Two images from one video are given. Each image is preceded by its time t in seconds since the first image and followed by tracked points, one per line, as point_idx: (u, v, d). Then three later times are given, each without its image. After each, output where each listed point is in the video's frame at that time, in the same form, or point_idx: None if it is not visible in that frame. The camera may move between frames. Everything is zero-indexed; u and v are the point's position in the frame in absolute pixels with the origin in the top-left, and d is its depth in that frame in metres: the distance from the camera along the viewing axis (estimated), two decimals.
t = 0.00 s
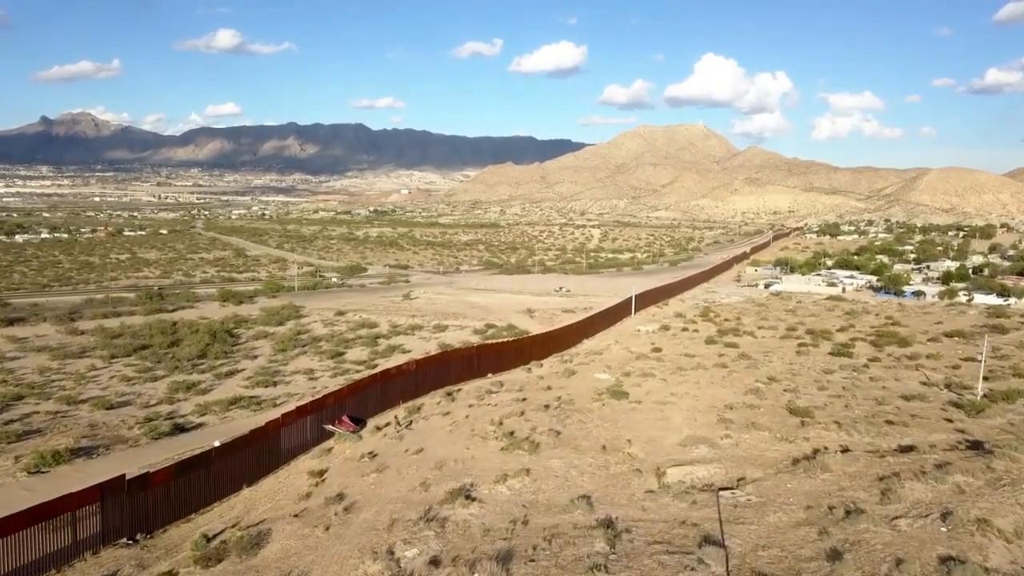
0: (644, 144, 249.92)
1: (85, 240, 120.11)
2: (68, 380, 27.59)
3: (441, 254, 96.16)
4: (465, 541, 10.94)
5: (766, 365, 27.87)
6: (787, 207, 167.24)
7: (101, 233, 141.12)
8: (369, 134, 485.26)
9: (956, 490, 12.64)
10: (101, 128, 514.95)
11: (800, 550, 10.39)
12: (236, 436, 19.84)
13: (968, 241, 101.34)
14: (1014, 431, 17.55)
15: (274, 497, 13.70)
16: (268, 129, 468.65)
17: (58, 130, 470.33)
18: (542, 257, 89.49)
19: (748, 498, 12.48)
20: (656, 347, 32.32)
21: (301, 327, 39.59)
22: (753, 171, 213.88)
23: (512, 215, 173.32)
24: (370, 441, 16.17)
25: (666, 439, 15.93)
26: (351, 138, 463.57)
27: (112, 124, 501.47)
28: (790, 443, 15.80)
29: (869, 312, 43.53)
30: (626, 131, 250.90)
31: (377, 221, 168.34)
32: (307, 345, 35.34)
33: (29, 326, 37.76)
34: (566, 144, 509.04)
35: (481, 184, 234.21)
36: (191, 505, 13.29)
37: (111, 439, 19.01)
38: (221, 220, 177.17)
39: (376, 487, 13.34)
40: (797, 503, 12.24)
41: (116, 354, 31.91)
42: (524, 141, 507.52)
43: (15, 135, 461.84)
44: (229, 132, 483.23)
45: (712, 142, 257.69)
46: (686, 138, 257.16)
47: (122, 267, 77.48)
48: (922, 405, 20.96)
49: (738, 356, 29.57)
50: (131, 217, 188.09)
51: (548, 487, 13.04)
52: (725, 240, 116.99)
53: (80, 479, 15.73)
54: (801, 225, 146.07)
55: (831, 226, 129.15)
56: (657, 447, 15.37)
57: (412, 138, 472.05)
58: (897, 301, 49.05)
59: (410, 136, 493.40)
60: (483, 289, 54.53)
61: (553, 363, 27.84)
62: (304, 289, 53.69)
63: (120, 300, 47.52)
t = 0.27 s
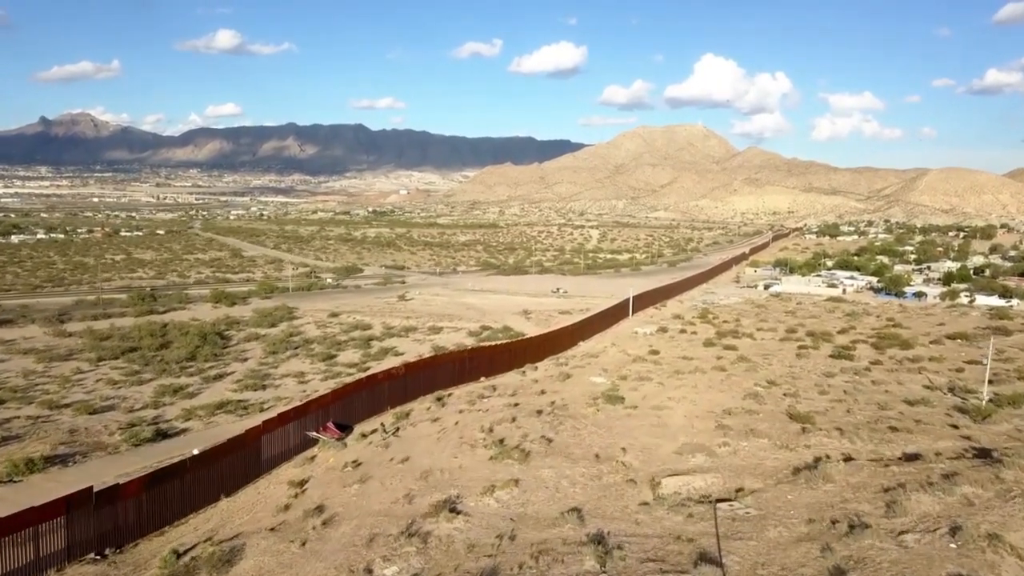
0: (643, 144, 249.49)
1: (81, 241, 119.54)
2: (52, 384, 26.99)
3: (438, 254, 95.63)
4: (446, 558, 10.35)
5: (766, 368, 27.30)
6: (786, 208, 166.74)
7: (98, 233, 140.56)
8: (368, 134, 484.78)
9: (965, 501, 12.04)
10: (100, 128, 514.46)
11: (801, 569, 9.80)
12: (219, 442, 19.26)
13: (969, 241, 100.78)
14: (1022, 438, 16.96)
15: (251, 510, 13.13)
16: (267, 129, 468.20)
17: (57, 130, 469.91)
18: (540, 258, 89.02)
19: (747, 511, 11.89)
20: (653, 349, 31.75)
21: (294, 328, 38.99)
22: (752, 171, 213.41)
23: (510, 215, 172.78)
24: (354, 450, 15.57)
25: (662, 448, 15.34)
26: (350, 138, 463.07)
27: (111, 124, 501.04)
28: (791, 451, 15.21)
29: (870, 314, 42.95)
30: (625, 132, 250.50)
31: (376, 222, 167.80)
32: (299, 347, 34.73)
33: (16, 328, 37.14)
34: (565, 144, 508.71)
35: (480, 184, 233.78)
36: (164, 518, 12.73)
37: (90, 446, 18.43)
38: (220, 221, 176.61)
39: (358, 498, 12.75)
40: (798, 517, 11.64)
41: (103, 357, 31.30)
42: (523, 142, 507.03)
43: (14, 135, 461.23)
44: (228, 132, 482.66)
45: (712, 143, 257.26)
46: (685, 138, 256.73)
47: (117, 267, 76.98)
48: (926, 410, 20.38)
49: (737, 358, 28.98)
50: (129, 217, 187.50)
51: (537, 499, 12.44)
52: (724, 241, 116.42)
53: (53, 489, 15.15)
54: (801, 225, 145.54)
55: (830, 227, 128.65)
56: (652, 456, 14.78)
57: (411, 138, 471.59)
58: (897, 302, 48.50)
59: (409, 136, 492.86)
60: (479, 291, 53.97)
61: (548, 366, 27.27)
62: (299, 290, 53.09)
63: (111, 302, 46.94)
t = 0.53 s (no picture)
0: (642, 145, 249.04)
1: (77, 241, 119.05)
2: (34, 388, 26.29)
3: (436, 255, 95.03)
4: None
5: (766, 371, 26.65)
6: (785, 208, 166.21)
7: (94, 233, 139.87)
8: (367, 135, 484.49)
9: (977, 516, 11.35)
10: (99, 129, 513.77)
11: None
12: (198, 448, 18.57)
13: (969, 242, 100.20)
14: None
15: (223, 525, 12.44)
16: (267, 130, 467.80)
17: (56, 131, 469.58)
18: (538, 259, 88.47)
19: (746, 527, 11.24)
20: (651, 351, 31.10)
21: (285, 330, 38.33)
22: (751, 171, 212.89)
23: (509, 216, 172.11)
24: (337, 460, 14.90)
25: (657, 457, 14.66)
26: (349, 139, 462.41)
27: (111, 124, 500.57)
28: (792, 460, 14.56)
29: (871, 315, 42.30)
30: (624, 132, 250.04)
31: (374, 222, 167.15)
32: (289, 349, 34.07)
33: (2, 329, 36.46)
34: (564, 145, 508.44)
35: (480, 184, 233.18)
36: (129, 534, 12.07)
37: (64, 454, 17.76)
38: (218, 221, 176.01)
39: (335, 512, 12.08)
40: (800, 533, 10.97)
41: (89, 360, 30.64)
42: (523, 142, 506.36)
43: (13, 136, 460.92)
44: (227, 132, 482.09)
45: (711, 143, 256.65)
46: (685, 139, 256.12)
47: (112, 268, 76.42)
48: (931, 416, 19.73)
49: (736, 361, 28.33)
50: (127, 218, 187.05)
51: (524, 513, 11.76)
52: (723, 241, 115.74)
53: (19, 500, 14.50)
54: (800, 225, 145.03)
55: (830, 227, 128.04)
56: (646, 466, 14.12)
57: (410, 139, 470.95)
58: (899, 303, 47.87)
59: (408, 136, 492.15)
60: (475, 292, 53.32)
61: (543, 369, 26.61)
62: (293, 291, 52.47)
63: (101, 303, 46.33)
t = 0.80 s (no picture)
0: (642, 145, 248.41)
1: (73, 241, 118.34)
2: (12, 392, 25.55)
3: (433, 255, 94.34)
4: None
5: (766, 375, 25.89)
6: (785, 208, 165.53)
7: (91, 234, 138.98)
8: (367, 135, 483.78)
9: (992, 533, 10.61)
10: (98, 129, 512.94)
11: None
12: (174, 456, 17.84)
13: (971, 242, 99.51)
14: None
15: (188, 542, 11.71)
16: (266, 130, 467.15)
17: (55, 131, 469.17)
18: (536, 259, 87.77)
19: (745, 545, 10.49)
20: (648, 354, 30.35)
21: (276, 332, 37.56)
22: (751, 171, 212.24)
23: (508, 216, 171.34)
24: (315, 470, 14.17)
25: (652, 467, 13.93)
26: (348, 139, 461.58)
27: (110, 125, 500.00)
28: (794, 471, 13.83)
29: (873, 317, 41.55)
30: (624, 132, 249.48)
31: (372, 222, 166.37)
32: (279, 352, 33.32)
33: None
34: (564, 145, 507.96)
35: (479, 185, 232.41)
36: (88, 552, 11.37)
37: (35, 463, 17.03)
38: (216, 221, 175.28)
39: (307, 529, 11.34)
40: (804, 552, 10.22)
41: (72, 362, 29.86)
42: (522, 142, 505.52)
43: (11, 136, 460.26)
44: (226, 132, 481.31)
45: (711, 144, 255.92)
46: (684, 139, 255.41)
47: (106, 268, 75.66)
48: (938, 422, 18.97)
49: (735, 364, 27.57)
50: (125, 218, 186.32)
51: (508, 530, 11.02)
52: (723, 241, 114.97)
53: None
54: (800, 225, 144.35)
55: (830, 227, 127.32)
56: (641, 477, 13.37)
57: (410, 139, 470.12)
58: (901, 304, 47.17)
59: (407, 136, 491.40)
60: (470, 292, 52.55)
61: (536, 373, 25.87)
62: (286, 292, 51.74)
63: (90, 304, 45.58)
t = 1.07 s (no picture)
0: (641, 145, 247.93)
1: (69, 241, 117.76)
2: None
3: (431, 255, 93.77)
4: None
5: (767, 377, 25.27)
6: (785, 208, 164.98)
7: (87, 233, 138.24)
8: (366, 135, 483.24)
9: (1007, 549, 10.02)
10: (97, 129, 512.29)
11: None
12: (154, 462, 17.26)
13: (971, 241, 98.94)
14: None
15: (157, 556, 11.14)
16: (265, 130, 466.58)
17: (54, 131, 468.65)
18: (534, 259, 87.22)
19: (744, 562, 9.90)
20: (646, 356, 29.73)
21: (268, 333, 36.94)
22: (751, 171, 211.71)
23: (507, 216, 170.72)
24: (296, 479, 13.58)
25: (648, 476, 13.33)
26: (348, 139, 460.84)
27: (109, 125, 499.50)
28: (796, 480, 13.23)
29: (874, 317, 40.93)
30: (623, 132, 248.99)
31: (371, 222, 165.74)
32: (270, 353, 32.72)
33: None
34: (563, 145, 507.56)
35: (478, 184, 231.77)
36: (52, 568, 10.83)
37: (10, 471, 16.45)
38: (214, 221, 174.65)
39: (282, 543, 10.76)
40: (807, 570, 9.62)
41: (58, 364, 29.21)
42: (522, 142, 504.73)
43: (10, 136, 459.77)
44: (225, 132, 480.57)
45: (710, 144, 255.25)
46: (684, 139, 254.82)
47: (101, 269, 75.09)
48: (943, 426, 18.38)
49: (736, 366, 26.95)
50: (123, 218, 185.73)
51: (495, 545, 10.43)
52: (722, 241, 114.31)
53: None
54: (800, 225, 143.76)
55: (829, 227, 126.75)
56: (636, 487, 12.77)
57: (409, 139, 469.33)
58: (902, 305, 46.60)
59: (406, 136, 490.85)
60: (467, 292, 51.92)
61: (532, 375, 25.28)
62: (280, 292, 51.17)
63: (81, 304, 44.97)
